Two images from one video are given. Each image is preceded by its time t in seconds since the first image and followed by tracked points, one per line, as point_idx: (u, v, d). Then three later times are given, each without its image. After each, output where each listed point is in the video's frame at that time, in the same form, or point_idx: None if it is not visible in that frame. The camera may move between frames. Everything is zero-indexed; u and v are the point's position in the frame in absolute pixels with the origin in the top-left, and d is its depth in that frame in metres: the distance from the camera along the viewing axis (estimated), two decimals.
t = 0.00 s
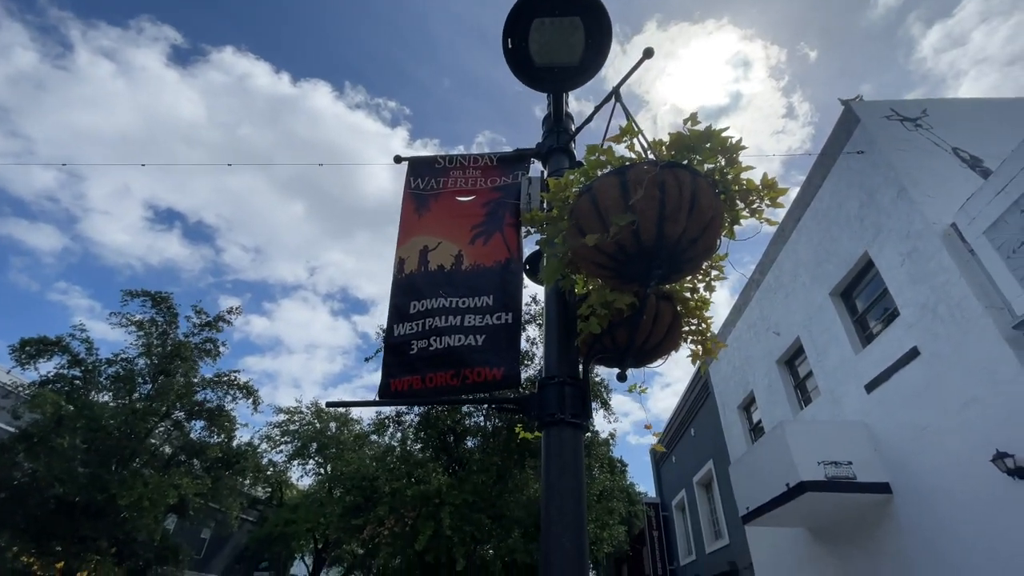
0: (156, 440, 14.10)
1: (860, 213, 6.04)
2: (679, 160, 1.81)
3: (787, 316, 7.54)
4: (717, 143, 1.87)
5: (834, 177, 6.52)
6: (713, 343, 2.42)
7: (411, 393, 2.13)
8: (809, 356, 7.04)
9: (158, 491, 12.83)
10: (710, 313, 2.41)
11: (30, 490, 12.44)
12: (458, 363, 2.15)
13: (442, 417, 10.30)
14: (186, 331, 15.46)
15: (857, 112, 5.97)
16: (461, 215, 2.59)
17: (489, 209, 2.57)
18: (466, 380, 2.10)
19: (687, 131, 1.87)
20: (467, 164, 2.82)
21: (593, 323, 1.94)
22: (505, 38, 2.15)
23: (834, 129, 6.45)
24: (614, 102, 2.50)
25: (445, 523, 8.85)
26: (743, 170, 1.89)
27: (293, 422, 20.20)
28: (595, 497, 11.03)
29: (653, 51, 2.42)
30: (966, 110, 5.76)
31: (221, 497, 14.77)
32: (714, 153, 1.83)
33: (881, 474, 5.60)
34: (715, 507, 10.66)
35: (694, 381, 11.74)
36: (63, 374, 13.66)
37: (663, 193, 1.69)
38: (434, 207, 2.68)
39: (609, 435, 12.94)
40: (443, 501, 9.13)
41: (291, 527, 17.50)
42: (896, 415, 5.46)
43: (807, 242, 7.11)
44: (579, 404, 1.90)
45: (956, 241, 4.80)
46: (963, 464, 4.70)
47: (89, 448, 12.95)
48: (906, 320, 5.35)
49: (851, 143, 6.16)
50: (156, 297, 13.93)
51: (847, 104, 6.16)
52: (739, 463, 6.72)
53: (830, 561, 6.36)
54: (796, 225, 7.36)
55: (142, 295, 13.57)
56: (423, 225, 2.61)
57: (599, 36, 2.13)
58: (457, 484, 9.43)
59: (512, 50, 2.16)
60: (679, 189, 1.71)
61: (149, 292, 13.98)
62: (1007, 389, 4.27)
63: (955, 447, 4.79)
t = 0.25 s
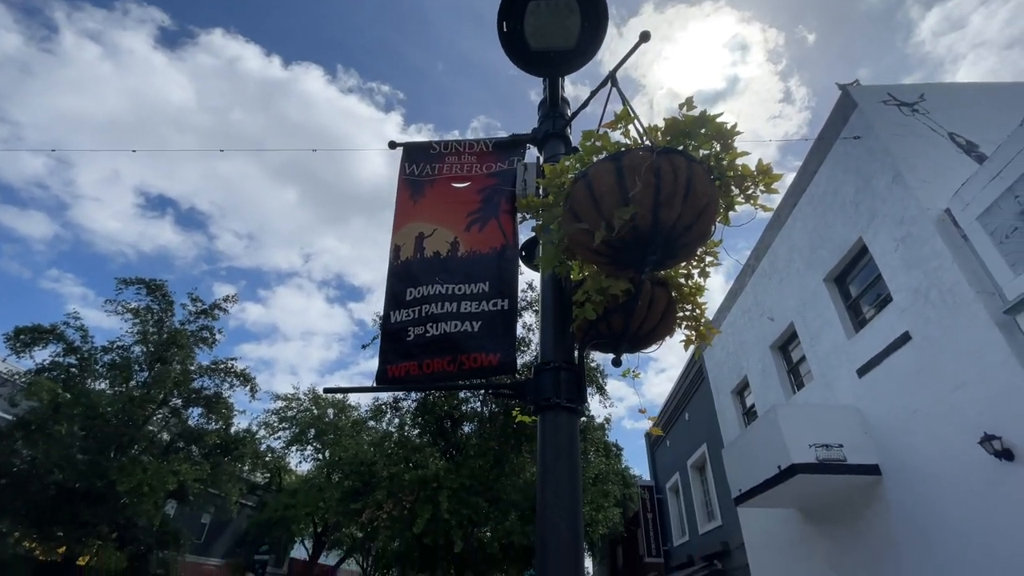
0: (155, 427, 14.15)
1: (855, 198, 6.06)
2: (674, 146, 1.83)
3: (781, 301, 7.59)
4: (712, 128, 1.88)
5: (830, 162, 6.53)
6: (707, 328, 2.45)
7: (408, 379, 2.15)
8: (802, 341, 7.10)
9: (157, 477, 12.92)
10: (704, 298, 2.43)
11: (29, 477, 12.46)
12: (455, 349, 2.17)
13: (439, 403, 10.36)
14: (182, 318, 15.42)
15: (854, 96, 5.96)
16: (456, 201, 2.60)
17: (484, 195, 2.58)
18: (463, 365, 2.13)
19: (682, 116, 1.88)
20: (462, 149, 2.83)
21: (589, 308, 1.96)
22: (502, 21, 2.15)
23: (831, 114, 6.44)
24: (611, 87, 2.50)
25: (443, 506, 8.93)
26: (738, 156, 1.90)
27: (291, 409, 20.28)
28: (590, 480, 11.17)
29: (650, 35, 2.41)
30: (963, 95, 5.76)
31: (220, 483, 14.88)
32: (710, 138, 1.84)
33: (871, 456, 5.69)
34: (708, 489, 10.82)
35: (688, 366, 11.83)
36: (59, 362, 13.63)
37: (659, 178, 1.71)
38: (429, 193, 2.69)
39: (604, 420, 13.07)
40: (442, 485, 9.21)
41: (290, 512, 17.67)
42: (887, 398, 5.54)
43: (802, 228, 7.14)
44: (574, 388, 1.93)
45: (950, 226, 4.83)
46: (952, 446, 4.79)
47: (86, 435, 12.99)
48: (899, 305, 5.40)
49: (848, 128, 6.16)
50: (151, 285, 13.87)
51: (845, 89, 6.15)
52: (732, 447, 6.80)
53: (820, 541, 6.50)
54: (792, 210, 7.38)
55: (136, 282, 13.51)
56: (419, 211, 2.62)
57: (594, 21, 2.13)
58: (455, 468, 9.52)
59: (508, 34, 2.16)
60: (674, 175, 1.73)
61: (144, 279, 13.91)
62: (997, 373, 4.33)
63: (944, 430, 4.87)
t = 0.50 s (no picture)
0: (149, 399, 14.24)
1: (847, 167, 6.09)
2: (667, 108, 1.84)
3: (771, 271, 7.67)
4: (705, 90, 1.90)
5: (824, 130, 6.52)
6: (695, 294, 2.51)
7: (401, 344, 2.20)
8: (790, 310, 7.22)
9: (154, 448, 13.07)
10: (693, 265, 2.48)
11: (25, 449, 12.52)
12: (447, 314, 2.21)
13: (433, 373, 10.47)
14: (173, 291, 15.34)
15: (850, 63, 5.93)
16: (447, 167, 2.61)
17: (476, 161, 2.59)
18: (455, 330, 2.17)
19: (675, 78, 1.89)
20: (453, 115, 2.82)
21: (580, 273, 2.00)
22: None
23: (826, 81, 6.40)
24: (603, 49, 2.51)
25: (439, 471, 9.09)
26: (730, 119, 1.92)
27: (285, 380, 20.41)
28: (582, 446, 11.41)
29: None
30: (958, 62, 5.73)
31: (217, 453, 15.08)
32: (702, 100, 1.86)
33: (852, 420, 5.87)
34: (695, 454, 11.12)
35: (678, 336, 11.98)
36: (49, 335, 13.58)
37: (650, 141, 1.74)
38: (420, 158, 2.70)
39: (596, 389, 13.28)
40: (437, 451, 9.37)
41: (287, 481, 17.97)
42: (870, 364, 5.68)
43: (793, 197, 7.17)
44: (566, 350, 1.99)
45: (939, 195, 4.87)
46: (929, 409, 4.94)
47: (80, 408, 13.09)
48: (885, 273, 5.49)
49: (842, 95, 6.14)
50: (140, 257, 13.76)
51: (840, 55, 6.10)
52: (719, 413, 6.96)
53: (802, 502, 6.74)
54: (784, 180, 7.39)
55: (124, 255, 13.40)
56: (410, 176, 2.63)
57: None
58: (449, 435, 9.69)
59: None
60: (666, 139, 1.75)
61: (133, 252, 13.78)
62: (977, 340, 4.45)
63: (923, 394, 5.02)
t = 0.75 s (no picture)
0: (129, 338, 14.24)
1: (831, 101, 6.07)
2: (650, 18, 1.85)
3: (750, 208, 7.77)
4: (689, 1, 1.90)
5: (812, 63, 6.45)
6: (670, 219, 2.58)
7: (379, 265, 2.26)
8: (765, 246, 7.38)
9: (139, 385, 13.23)
10: (670, 189, 2.55)
11: (6, 388, 12.44)
12: (426, 236, 2.26)
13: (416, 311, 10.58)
14: (145, 229, 15.00)
15: None
16: (424, 84, 2.60)
17: (454, 79, 2.57)
18: (433, 251, 2.23)
19: None
20: (430, 29, 2.76)
21: (559, 192, 2.06)
22: None
23: (818, 10, 6.27)
24: None
25: (424, 401, 9.31)
26: (712, 33, 1.94)
27: (268, 320, 20.45)
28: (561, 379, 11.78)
29: None
30: None
31: (203, 390, 15.35)
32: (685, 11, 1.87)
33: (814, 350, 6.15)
34: (667, 386, 11.60)
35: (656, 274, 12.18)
36: (20, 274, 13.28)
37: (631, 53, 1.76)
38: (395, 75, 2.68)
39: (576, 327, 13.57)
40: (422, 384, 9.60)
41: (275, 416, 18.38)
42: (836, 297, 5.91)
43: (777, 133, 7.17)
44: (543, 267, 2.07)
45: (917, 129, 4.91)
46: (887, 337, 5.21)
47: (60, 347, 13.08)
48: (858, 208, 5.61)
49: (832, 25, 6.03)
50: (106, 194, 13.41)
51: None
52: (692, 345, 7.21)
53: (765, 427, 7.15)
54: (769, 115, 7.36)
55: (89, 191, 13.02)
56: (387, 95, 2.61)
57: None
58: (432, 369, 9.97)
59: None
60: (647, 51, 1.78)
61: (98, 187, 13.36)
62: (938, 272, 4.64)
63: (883, 324, 5.27)
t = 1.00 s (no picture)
0: (90, 256, 13.87)
1: (819, 10, 5.85)
2: None
3: (728, 125, 7.66)
4: None
5: None
6: (646, 119, 2.52)
7: (344, 155, 2.20)
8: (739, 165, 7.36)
9: (105, 303, 12.99)
10: (648, 87, 2.48)
11: None
12: (392, 126, 2.19)
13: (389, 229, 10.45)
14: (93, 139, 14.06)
15: None
16: None
17: None
18: (399, 142, 2.16)
19: None
20: None
21: (532, 79, 1.97)
22: None
23: None
24: None
25: (399, 315, 9.38)
26: None
27: (235, 238, 20.00)
28: (535, 297, 11.94)
29: None
30: None
31: (173, 307, 15.30)
32: None
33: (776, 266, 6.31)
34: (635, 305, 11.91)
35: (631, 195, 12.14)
36: None
37: None
38: None
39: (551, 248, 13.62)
40: (396, 298, 9.65)
41: (250, 336, 18.46)
42: (802, 214, 6.00)
43: (762, 45, 6.95)
44: (514, 158, 2.03)
45: (900, 41, 4.79)
46: (845, 252, 5.35)
47: (18, 265, 12.70)
48: (832, 124, 5.58)
49: None
50: (46, 99, 12.51)
51: None
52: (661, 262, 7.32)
53: (725, 339, 7.46)
54: (755, 25, 7.09)
55: (28, 94, 12.08)
56: None
57: None
58: (407, 287, 10.00)
59: None
60: None
61: (36, 91, 12.42)
62: (900, 187, 4.70)
63: (842, 239, 5.39)
